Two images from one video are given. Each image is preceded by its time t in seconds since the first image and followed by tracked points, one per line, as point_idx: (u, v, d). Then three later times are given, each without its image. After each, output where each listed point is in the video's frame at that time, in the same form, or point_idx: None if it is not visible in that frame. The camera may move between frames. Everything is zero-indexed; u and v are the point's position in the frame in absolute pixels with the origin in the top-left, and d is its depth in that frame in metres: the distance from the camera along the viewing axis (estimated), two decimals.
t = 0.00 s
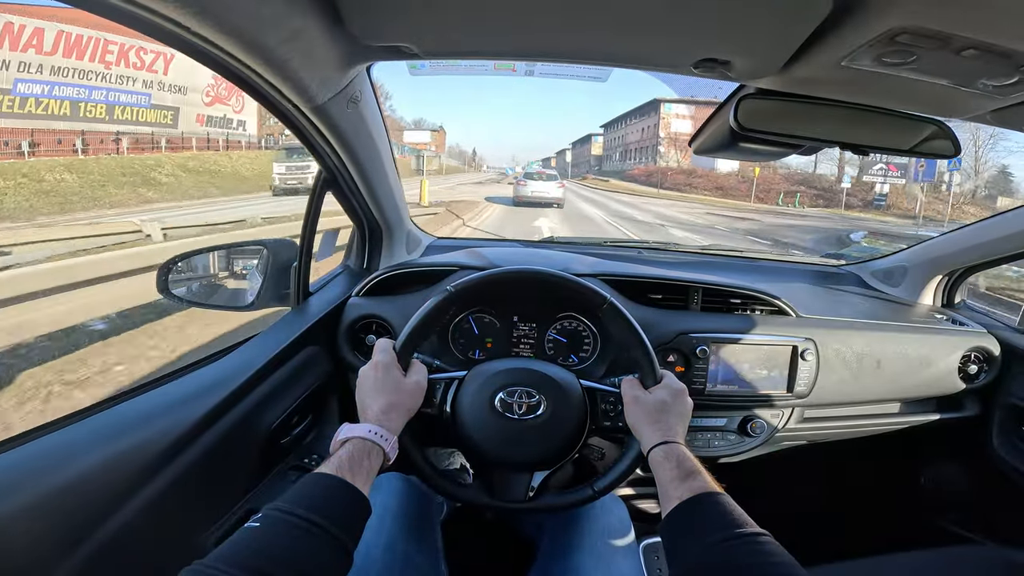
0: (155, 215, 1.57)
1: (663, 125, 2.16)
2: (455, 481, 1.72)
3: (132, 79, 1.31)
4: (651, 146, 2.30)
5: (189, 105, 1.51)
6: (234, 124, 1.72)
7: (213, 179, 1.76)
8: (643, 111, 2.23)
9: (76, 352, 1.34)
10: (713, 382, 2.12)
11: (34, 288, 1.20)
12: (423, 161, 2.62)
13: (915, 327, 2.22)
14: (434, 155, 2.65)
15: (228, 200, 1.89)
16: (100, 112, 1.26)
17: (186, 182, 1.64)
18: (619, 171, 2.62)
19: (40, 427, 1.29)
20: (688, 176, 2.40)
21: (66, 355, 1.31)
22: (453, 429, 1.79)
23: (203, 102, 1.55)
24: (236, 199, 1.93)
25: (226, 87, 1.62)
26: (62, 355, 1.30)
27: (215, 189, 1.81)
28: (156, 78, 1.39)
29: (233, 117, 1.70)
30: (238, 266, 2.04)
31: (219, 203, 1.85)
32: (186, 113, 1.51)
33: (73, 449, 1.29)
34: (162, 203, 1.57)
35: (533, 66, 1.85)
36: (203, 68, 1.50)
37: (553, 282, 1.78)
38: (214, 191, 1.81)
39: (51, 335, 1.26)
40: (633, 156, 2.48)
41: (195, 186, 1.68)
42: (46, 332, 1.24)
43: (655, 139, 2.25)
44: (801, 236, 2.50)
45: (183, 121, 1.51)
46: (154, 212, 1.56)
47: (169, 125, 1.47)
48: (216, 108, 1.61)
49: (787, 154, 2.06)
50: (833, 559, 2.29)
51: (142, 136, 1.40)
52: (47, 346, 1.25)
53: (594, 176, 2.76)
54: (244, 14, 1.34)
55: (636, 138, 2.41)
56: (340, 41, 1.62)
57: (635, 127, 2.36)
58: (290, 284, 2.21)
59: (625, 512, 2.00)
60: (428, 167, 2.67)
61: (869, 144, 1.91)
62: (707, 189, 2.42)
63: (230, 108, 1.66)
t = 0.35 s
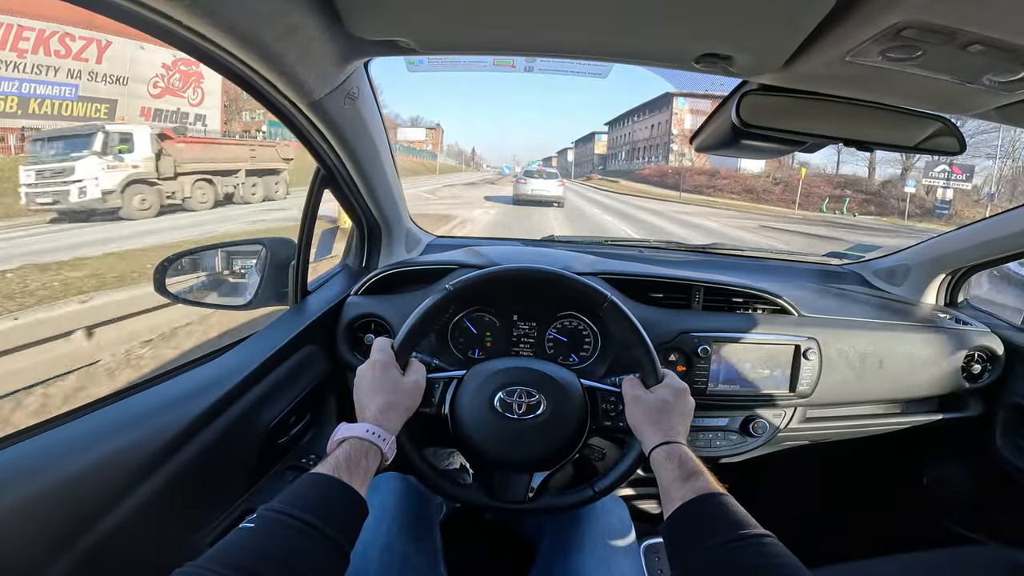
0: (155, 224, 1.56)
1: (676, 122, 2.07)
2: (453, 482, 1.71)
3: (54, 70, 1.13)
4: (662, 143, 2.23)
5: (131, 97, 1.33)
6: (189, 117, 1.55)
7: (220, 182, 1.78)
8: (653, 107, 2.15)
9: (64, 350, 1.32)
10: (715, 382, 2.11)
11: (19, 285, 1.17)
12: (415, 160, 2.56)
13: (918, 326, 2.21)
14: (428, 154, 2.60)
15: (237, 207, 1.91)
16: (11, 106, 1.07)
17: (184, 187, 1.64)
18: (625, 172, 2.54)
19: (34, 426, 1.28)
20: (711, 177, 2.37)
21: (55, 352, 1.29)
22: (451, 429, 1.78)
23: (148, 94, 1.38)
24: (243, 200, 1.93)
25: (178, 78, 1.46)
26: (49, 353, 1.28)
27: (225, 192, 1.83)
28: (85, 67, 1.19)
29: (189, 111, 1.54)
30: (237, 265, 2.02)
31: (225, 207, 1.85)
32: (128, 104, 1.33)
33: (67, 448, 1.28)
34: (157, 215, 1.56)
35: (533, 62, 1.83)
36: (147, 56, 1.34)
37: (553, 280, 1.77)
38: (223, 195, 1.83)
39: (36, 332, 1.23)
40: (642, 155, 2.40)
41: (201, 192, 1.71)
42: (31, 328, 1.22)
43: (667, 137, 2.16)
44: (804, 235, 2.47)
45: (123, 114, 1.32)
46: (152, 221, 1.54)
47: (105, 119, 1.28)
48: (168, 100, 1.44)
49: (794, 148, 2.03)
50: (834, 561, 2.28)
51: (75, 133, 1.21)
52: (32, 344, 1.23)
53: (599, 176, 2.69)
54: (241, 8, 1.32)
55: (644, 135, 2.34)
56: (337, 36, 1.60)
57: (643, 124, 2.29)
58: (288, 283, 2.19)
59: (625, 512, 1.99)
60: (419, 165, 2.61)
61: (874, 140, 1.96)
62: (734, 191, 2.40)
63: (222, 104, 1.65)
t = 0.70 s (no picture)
0: (154, 218, 1.54)
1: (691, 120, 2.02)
2: (457, 482, 1.71)
3: None
4: (679, 142, 2.18)
5: (59, 88, 1.14)
6: (137, 109, 1.36)
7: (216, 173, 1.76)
8: (669, 104, 2.12)
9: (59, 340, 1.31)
10: (719, 385, 2.11)
11: None
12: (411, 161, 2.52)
13: (923, 331, 2.21)
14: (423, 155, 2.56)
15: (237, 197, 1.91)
16: None
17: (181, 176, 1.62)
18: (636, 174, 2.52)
19: (37, 424, 1.28)
20: (746, 183, 2.38)
21: (46, 345, 1.28)
22: (456, 430, 1.77)
23: (83, 83, 1.18)
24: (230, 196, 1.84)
25: (125, 65, 1.27)
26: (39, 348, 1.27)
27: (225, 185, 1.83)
28: None
29: (139, 102, 1.35)
30: (241, 264, 2.03)
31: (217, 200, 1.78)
32: (55, 97, 1.14)
33: (73, 447, 1.28)
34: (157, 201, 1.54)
35: (543, 63, 1.83)
36: (83, 41, 1.16)
37: (560, 281, 1.77)
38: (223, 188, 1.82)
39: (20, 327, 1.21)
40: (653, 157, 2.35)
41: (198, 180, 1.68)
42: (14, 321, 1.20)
43: (685, 136, 2.11)
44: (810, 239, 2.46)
45: (48, 106, 1.14)
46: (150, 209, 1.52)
47: (26, 115, 1.11)
48: (108, 90, 1.24)
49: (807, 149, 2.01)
50: (837, 564, 2.28)
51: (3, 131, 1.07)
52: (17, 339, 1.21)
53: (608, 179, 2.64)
54: (255, 5, 1.32)
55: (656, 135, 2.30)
56: (350, 36, 1.60)
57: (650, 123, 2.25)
58: (294, 282, 2.19)
59: (629, 514, 1.99)
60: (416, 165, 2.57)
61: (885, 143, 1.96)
62: (775, 200, 2.34)
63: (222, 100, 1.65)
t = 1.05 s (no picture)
0: (153, 210, 1.53)
1: (709, 115, 1.94)
2: (457, 479, 1.70)
3: None
4: (695, 146, 2.14)
5: None
6: (72, 100, 1.20)
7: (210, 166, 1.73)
8: (684, 104, 2.06)
9: (60, 329, 1.30)
10: (724, 386, 2.10)
11: None
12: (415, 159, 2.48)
13: (930, 334, 2.19)
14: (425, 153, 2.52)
15: (243, 196, 1.90)
16: None
17: (180, 166, 1.60)
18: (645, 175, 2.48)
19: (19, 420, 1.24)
20: (795, 191, 2.26)
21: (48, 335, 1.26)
22: (458, 427, 1.76)
23: None
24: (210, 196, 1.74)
25: (57, 51, 1.12)
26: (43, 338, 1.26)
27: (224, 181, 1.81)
28: None
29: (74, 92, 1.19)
30: (246, 256, 2.02)
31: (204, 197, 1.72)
32: None
33: (72, 438, 1.27)
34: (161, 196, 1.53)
35: (552, 58, 1.81)
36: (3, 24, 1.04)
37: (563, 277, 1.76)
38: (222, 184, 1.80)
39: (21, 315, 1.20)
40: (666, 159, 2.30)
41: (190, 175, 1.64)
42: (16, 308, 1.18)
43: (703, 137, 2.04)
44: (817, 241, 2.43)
45: None
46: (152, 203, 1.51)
47: None
48: (33, 79, 1.10)
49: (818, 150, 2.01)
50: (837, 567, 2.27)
51: None
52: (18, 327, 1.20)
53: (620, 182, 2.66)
54: None
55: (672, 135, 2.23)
56: (358, 25, 1.58)
57: (663, 124, 2.20)
58: (298, 275, 2.19)
59: (629, 513, 1.98)
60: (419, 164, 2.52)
61: (900, 144, 1.93)
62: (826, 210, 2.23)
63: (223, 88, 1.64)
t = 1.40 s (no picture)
0: (178, 209, 1.53)
1: (722, 118, 1.98)
2: (466, 483, 1.72)
3: None
4: (707, 149, 2.12)
5: None
6: None
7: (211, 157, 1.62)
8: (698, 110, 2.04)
9: (81, 328, 1.30)
10: (728, 396, 2.13)
11: None
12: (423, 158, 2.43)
13: (934, 349, 2.23)
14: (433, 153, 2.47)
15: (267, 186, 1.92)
16: None
17: (195, 167, 1.57)
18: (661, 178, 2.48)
19: (28, 420, 1.23)
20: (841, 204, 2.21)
21: (69, 331, 1.27)
22: (468, 431, 1.78)
23: None
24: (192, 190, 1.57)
25: None
26: (65, 335, 1.26)
27: (242, 174, 1.78)
28: None
29: None
30: (257, 255, 2.02)
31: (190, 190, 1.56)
32: None
33: (91, 434, 1.28)
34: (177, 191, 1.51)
35: (572, 69, 1.83)
36: None
37: (574, 287, 1.77)
38: (237, 179, 1.77)
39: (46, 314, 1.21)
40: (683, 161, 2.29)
41: (186, 168, 1.52)
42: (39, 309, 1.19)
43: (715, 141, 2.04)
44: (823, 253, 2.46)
45: None
46: (169, 201, 1.49)
47: None
48: None
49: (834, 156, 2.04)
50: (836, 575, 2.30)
51: None
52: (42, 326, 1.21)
53: (636, 185, 2.64)
54: None
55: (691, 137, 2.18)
56: (388, 34, 1.59)
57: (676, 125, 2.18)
58: (312, 276, 2.23)
59: (632, 517, 2.00)
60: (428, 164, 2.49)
61: (908, 159, 2.00)
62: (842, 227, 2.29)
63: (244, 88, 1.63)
